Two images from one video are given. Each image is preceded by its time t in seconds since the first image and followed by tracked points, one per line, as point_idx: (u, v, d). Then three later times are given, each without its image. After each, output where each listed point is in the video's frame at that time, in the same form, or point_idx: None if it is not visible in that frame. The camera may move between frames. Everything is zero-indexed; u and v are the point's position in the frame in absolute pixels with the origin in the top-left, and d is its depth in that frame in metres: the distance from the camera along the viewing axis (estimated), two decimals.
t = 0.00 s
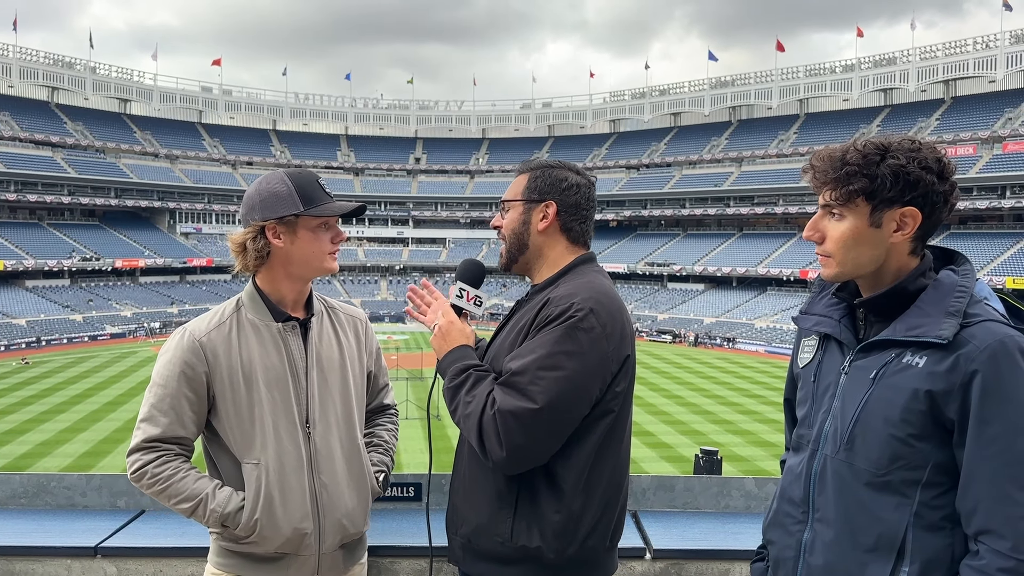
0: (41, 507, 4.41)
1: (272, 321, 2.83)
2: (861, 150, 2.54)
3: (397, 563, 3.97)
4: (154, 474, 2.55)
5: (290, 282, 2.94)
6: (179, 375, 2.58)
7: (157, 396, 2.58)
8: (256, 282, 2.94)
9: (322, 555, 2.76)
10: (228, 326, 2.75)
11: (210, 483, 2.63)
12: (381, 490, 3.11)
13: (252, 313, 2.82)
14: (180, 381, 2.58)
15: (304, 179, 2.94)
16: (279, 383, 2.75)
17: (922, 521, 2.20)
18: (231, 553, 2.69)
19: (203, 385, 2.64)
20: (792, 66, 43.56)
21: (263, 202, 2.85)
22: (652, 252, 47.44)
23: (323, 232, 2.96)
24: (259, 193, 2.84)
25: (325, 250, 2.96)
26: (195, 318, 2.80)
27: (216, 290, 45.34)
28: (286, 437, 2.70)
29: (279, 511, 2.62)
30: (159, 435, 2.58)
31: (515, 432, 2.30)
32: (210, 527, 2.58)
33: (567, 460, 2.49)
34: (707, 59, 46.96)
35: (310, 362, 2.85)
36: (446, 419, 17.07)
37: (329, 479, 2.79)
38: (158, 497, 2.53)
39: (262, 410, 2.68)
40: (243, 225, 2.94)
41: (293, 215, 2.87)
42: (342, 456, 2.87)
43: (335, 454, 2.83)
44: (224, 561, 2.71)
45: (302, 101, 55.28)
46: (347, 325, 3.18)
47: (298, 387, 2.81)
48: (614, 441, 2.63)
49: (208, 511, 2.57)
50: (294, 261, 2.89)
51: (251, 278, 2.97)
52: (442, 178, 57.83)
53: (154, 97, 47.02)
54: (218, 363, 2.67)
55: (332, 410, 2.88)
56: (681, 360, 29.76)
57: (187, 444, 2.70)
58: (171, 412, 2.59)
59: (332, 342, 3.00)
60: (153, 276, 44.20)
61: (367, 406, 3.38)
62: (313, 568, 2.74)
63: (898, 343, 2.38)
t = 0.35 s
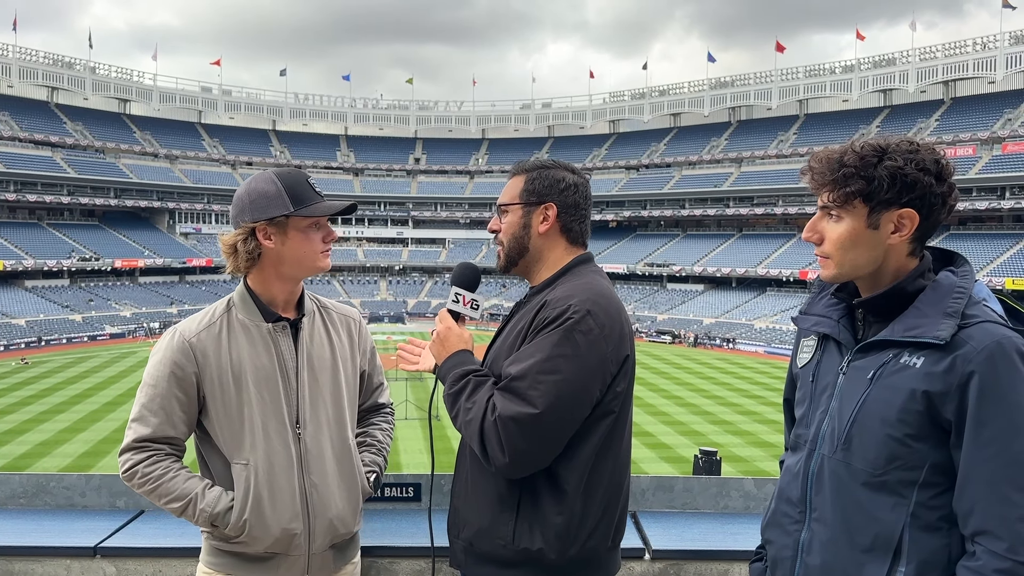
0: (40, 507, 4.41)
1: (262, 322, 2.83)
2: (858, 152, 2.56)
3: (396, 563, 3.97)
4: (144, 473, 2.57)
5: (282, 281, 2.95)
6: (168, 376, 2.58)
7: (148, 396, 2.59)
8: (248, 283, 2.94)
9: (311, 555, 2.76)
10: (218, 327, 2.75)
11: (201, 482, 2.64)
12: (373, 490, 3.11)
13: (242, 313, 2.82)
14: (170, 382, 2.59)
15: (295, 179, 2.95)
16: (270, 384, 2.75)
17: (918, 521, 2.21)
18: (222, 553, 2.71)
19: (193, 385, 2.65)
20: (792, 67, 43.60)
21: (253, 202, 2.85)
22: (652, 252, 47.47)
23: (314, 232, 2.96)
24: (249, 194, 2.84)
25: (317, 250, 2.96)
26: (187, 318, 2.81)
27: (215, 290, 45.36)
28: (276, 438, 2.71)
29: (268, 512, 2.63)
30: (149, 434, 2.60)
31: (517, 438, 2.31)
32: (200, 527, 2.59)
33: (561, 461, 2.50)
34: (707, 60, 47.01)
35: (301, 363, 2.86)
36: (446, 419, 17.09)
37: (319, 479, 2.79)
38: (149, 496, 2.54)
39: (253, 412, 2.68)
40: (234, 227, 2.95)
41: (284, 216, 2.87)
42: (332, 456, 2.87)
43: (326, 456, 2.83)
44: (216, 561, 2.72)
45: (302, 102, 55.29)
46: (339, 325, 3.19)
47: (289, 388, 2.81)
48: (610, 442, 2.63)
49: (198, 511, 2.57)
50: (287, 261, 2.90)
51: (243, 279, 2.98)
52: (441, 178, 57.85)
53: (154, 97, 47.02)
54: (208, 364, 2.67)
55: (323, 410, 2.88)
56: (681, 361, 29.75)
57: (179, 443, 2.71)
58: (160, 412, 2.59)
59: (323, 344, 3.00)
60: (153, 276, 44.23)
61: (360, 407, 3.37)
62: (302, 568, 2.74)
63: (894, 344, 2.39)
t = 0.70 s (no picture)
0: (40, 507, 4.42)
1: (253, 321, 2.83)
2: (857, 153, 2.56)
3: (395, 563, 3.97)
4: (133, 471, 2.57)
5: (272, 281, 2.95)
6: (158, 375, 2.59)
7: (137, 394, 2.59)
8: (239, 282, 2.94)
9: (301, 553, 2.76)
10: (208, 325, 2.76)
11: (190, 481, 2.65)
12: (363, 491, 3.11)
13: (233, 312, 2.82)
14: (159, 380, 2.59)
15: (287, 179, 2.95)
16: (260, 383, 2.75)
17: (916, 521, 2.21)
18: (211, 553, 2.71)
19: (183, 383, 2.65)
20: (792, 68, 43.62)
21: (244, 202, 2.85)
22: (652, 252, 47.49)
23: (305, 232, 2.96)
24: (241, 194, 2.84)
25: (308, 250, 2.97)
26: (177, 317, 2.81)
27: (215, 290, 45.37)
28: (266, 437, 2.71)
29: (256, 511, 2.64)
30: (138, 433, 2.60)
31: (519, 439, 2.31)
32: (189, 526, 2.60)
33: (557, 462, 2.50)
34: (706, 60, 47.07)
35: (292, 363, 2.86)
36: (445, 420, 17.10)
37: (308, 478, 2.79)
38: (139, 495, 2.54)
39: (243, 410, 2.68)
40: (225, 225, 2.95)
41: (275, 215, 2.88)
42: (323, 455, 2.88)
43: (316, 455, 2.83)
44: (205, 560, 2.72)
45: (302, 102, 55.28)
46: (331, 324, 3.19)
47: (279, 387, 2.81)
48: (606, 443, 2.62)
49: (187, 509, 2.58)
50: (278, 261, 2.90)
51: (234, 279, 2.98)
52: (441, 179, 57.86)
53: (154, 97, 47.04)
54: (198, 363, 2.68)
55: (313, 410, 2.88)
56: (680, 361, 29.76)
57: (168, 442, 2.71)
58: (150, 410, 2.60)
59: (315, 343, 3.00)
60: (152, 276, 44.22)
61: (351, 406, 3.37)
62: (291, 567, 2.74)
63: (893, 343, 2.40)
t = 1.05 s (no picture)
0: (40, 507, 4.41)
1: (246, 321, 2.83)
2: (859, 154, 2.57)
3: (395, 563, 3.97)
4: (129, 473, 2.57)
5: (265, 282, 2.96)
6: (152, 376, 2.59)
7: (131, 396, 2.60)
8: (231, 282, 2.94)
9: (299, 552, 2.77)
10: (201, 326, 2.75)
11: (186, 482, 2.65)
12: (358, 489, 3.12)
13: (226, 313, 2.82)
14: (153, 381, 2.60)
15: (280, 179, 2.95)
16: (255, 384, 2.75)
17: (915, 520, 2.22)
18: (208, 553, 2.71)
19: (176, 385, 2.65)
20: (792, 68, 43.62)
21: (237, 202, 2.85)
22: (652, 253, 47.51)
23: (297, 233, 2.96)
24: (233, 194, 2.84)
25: (300, 250, 2.97)
26: (169, 318, 2.81)
27: (214, 290, 45.38)
28: (262, 437, 2.72)
29: (253, 511, 2.64)
30: (133, 434, 2.60)
31: (524, 442, 2.31)
32: (186, 526, 2.60)
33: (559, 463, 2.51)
34: (706, 61, 47.10)
35: (286, 363, 2.87)
36: (445, 420, 17.09)
37: (305, 477, 2.80)
38: (135, 496, 2.54)
39: (238, 410, 2.69)
40: (217, 225, 2.94)
41: (268, 216, 2.88)
42: (319, 454, 2.88)
43: (313, 454, 2.84)
44: (202, 560, 2.72)
45: (302, 102, 55.26)
46: (324, 323, 3.20)
47: (274, 387, 2.81)
48: (608, 443, 2.63)
49: (184, 510, 2.59)
50: (270, 261, 2.91)
51: (226, 278, 2.98)
52: (441, 179, 57.84)
53: (153, 97, 47.05)
54: (192, 364, 2.68)
55: (309, 409, 2.89)
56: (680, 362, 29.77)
57: (162, 443, 2.72)
58: (145, 411, 2.60)
59: (309, 343, 3.00)
60: (152, 276, 44.19)
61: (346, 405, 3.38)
62: (289, 566, 2.75)
63: (894, 343, 2.40)
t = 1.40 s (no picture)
0: (39, 506, 4.41)
1: (242, 322, 2.83)
2: (865, 153, 2.58)
3: (394, 562, 3.98)
4: (128, 475, 2.58)
5: (260, 281, 2.97)
6: (149, 378, 2.60)
7: (128, 398, 2.60)
8: (227, 283, 2.95)
9: (299, 552, 2.77)
10: (197, 328, 2.76)
11: (185, 484, 2.65)
12: (359, 487, 3.12)
13: (221, 313, 2.82)
14: (151, 383, 2.60)
15: (273, 179, 2.95)
16: (252, 384, 2.76)
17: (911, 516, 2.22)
18: (207, 554, 2.71)
19: (174, 387, 2.66)
20: (792, 69, 43.62)
21: (230, 203, 2.86)
22: (652, 253, 47.52)
23: (291, 233, 2.96)
24: (226, 195, 2.85)
25: (294, 250, 2.97)
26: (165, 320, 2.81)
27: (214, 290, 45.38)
28: (260, 437, 2.72)
29: (252, 510, 2.64)
30: (130, 437, 2.61)
31: (523, 444, 2.32)
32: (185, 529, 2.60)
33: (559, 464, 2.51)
34: (706, 61, 47.13)
35: (283, 363, 2.87)
36: (444, 421, 17.07)
37: (305, 476, 2.80)
38: (133, 499, 2.55)
39: (236, 411, 2.69)
40: (211, 226, 2.94)
41: (261, 216, 2.88)
42: (318, 453, 2.88)
43: (312, 453, 2.84)
44: (201, 561, 2.73)
45: (302, 101, 55.25)
46: (321, 323, 3.20)
47: (271, 387, 2.82)
48: (606, 443, 2.63)
49: (183, 512, 2.59)
50: (264, 261, 2.91)
51: (222, 279, 2.99)
52: (441, 179, 57.83)
53: (153, 97, 47.10)
54: (189, 365, 2.68)
55: (307, 409, 2.89)
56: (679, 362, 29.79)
57: (161, 445, 2.72)
58: (142, 414, 2.61)
59: (306, 342, 3.01)
60: (152, 276, 44.17)
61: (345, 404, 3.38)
62: (290, 566, 2.75)
63: (893, 340, 2.41)
